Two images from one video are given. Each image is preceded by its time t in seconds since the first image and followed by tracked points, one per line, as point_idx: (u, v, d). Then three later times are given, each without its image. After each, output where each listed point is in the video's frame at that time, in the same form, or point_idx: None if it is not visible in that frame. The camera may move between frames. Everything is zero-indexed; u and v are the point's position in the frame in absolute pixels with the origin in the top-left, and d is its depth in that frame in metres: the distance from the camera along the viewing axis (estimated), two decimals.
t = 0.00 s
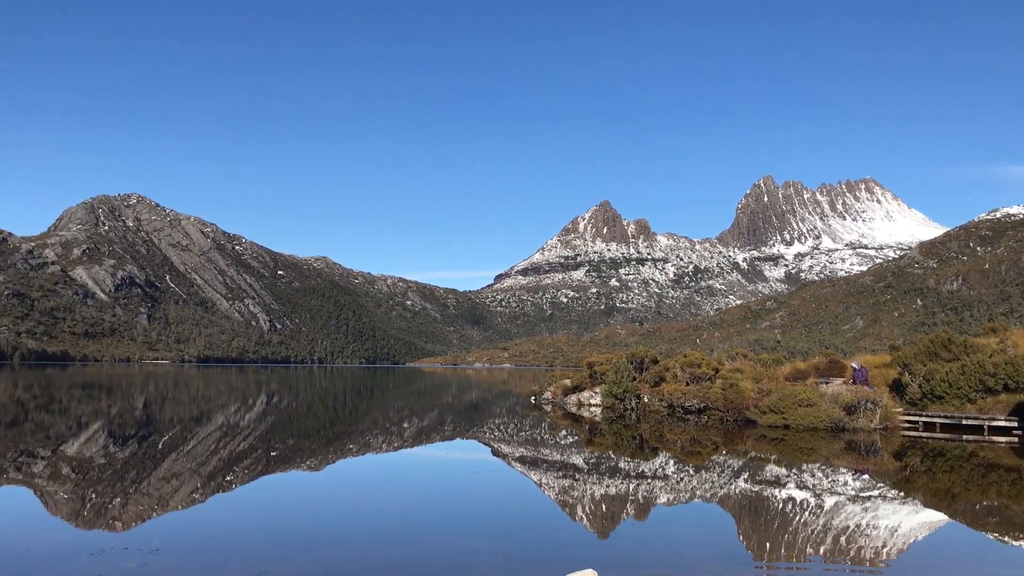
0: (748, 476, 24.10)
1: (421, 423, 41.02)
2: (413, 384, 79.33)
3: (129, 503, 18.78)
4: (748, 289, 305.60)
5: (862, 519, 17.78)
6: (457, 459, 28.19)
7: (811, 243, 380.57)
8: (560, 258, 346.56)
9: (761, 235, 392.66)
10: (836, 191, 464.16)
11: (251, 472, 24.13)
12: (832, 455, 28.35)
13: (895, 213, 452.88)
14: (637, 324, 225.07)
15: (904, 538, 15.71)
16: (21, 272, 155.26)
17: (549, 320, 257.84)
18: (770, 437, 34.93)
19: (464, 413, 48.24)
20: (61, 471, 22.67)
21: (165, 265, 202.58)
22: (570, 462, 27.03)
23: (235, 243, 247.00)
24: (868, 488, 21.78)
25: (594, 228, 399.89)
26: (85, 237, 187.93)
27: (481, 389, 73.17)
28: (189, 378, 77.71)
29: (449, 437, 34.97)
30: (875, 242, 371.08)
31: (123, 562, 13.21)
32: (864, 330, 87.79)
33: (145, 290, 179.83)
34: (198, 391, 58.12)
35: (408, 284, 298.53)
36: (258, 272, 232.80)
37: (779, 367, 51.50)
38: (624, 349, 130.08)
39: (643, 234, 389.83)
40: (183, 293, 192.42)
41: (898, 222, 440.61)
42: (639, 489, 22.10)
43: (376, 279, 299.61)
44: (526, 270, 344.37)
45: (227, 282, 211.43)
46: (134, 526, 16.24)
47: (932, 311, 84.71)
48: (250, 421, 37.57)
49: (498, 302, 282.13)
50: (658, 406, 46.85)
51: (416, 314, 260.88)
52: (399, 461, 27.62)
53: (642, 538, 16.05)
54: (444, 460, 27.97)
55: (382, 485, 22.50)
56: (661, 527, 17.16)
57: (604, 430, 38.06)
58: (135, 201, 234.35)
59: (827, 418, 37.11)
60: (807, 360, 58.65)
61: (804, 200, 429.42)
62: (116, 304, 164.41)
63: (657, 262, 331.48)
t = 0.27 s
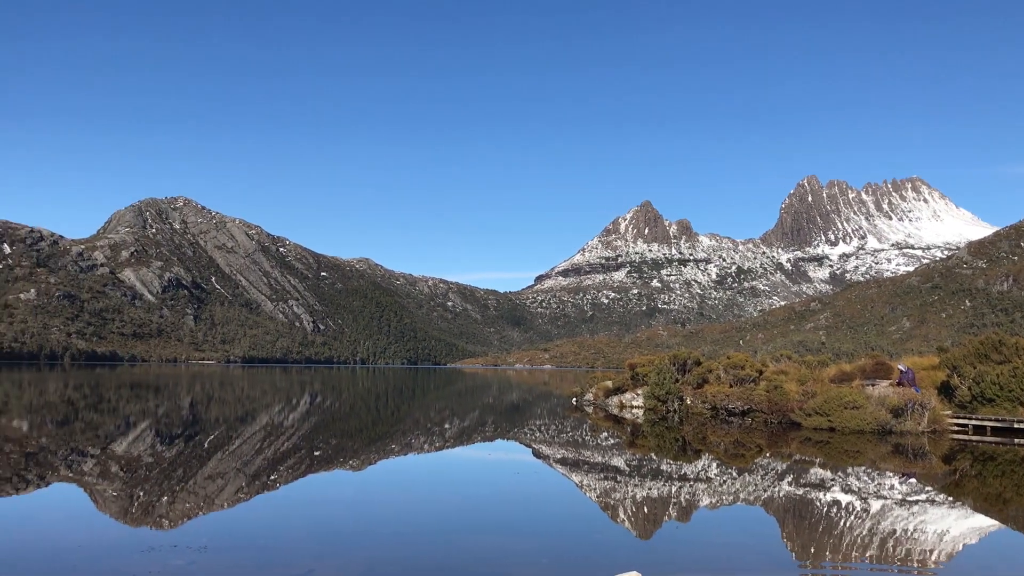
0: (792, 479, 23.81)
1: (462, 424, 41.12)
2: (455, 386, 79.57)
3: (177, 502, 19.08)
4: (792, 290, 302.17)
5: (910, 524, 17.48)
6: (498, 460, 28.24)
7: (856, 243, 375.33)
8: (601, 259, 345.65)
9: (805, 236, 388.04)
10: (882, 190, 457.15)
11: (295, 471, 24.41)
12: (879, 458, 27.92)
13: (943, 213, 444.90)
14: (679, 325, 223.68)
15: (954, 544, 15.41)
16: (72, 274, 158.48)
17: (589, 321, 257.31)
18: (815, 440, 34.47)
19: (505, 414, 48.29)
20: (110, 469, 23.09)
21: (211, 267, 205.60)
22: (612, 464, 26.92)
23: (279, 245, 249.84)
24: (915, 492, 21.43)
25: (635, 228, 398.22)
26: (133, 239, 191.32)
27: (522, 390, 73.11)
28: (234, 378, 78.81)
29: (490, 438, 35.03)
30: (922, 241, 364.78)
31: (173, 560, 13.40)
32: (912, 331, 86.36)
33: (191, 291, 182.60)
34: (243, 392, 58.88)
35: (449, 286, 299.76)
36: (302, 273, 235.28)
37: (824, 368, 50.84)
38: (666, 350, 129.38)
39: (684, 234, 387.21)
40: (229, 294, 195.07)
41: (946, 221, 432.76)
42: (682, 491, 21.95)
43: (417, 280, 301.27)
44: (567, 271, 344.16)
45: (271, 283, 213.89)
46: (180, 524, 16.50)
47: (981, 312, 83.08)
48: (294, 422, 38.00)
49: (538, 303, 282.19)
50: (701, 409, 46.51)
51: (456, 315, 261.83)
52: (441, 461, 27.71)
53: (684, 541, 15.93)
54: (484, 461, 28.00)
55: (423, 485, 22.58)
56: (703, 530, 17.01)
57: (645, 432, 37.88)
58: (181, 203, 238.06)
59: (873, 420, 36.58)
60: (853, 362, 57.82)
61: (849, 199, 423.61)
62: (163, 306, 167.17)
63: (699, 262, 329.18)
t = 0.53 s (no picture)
0: (835, 482, 23.52)
1: (501, 425, 41.18)
2: (493, 387, 79.78)
3: (220, 500, 19.30)
4: (834, 291, 298.60)
5: (956, 529, 17.19)
6: (536, 462, 28.24)
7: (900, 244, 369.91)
8: (640, 261, 344.37)
9: (847, 236, 383.31)
10: (926, 189, 450.00)
11: (335, 471, 24.63)
12: (924, 462, 27.50)
13: (990, 212, 436.77)
14: (719, 327, 222.05)
15: (1000, 550, 15.14)
16: (118, 276, 161.34)
17: (628, 322, 256.40)
18: (858, 443, 34.03)
19: (544, 415, 48.29)
20: (155, 468, 23.45)
21: (253, 269, 208.14)
22: (651, 466, 26.80)
23: (319, 247, 252.21)
24: (961, 496, 21.08)
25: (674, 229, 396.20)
26: (177, 242, 194.24)
27: (561, 392, 73.09)
28: (277, 379, 79.61)
29: (528, 439, 35.02)
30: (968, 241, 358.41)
31: (218, 559, 13.58)
32: (958, 333, 84.93)
33: (234, 293, 184.88)
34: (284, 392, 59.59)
35: (487, 287, 300.62)
36: (342, 275, 237.25)
37: (868, 370, 50.19)
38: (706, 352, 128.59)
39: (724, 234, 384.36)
40: (270, 296, 197.34)
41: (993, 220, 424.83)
42: (722, 494, 21.78)
43: (456, 282, 302.44)
44: (605, 272, 343.44)
45: (312, 285, 215.86)
46: (223, 523, 16.70)
47: None
48: (334, 422, 38.35)
49: (577, 304, 281.93)
50: (742, 411, 46.11)
51: (495, 316, 262.36)
52: (479, 463, 27.78)
53: (725, 544, 15.84)
54: (522, 463, 28.04)
55: (461, 487, 22.67)
56: (743, 534, 16.87)
57: (686, 435, 37.64)
58: (224, 206, 241.36)
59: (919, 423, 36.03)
60: (897, 364, 57.00)
61: (892, 199, 417.72)
62: (206, 307, 169.50)
63: (738, 263, 326.62)
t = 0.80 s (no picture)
0: (875, 485, 23.23)
1: (537, 426, 41.18)
2: (530, 388, 79.85)
3: (259, 500, 19.51)
4: (875, 291, 294.77)
5: (1000, 533, 16.88)
6: (572, 464, 28.22)
7: (942, 243, 364.22)
8: (676, 261, 342.66)
9: (888, 235, 378.15)
10: (970, 188, 442.60)
11: (373, 471, 24.81)
12: (968, 465, 27.06)
13: None
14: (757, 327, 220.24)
15: None
16: (159, 278, 163.80)
17: (665, 323, 255.21)
18: (900, 445, 33.58)
19: (580, 416, 48.22)
20: (196, 467, 23.79)
21: (291, 271, 210.25)
22: (689, 468, 26.66)
23: (356, 249, 254.13)
24: (1006, 500, 20.70)
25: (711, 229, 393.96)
26: (217, 244, 196.73)
27: (598, 393, 72.89)
28: (316, 380, 80.41)
29: (565, 440, 34.98)
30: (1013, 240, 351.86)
31: (259, 557, 13.75)
32: (1002, 333, 83.43)
33: (273, 294, 186.76)
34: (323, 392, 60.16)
35: (523, 288, 300.90)
36: (379, 276, 238.76)
37: (909, 372, 49.48)
38: (745, 352, 127.64)
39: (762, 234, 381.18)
40: (308, 297, 199.18)
41: None
42: (761, 496, 21.60)
43: (492, 283, 303.16)
44: (642, 273, 342.33)
45: (349, 286, 217.44)
46: (262, 522, 16.86)
47: None
48: (372, 422, 38.62)
49: (613, 305, 281.17)
50: (781, 412, 45.69)
51: (531, 317, 262.44)
52: (516, 463, 27.80)
53: (763, 547, 15.73)
54: (558, 464, 28.04)
55: (498, 488, 22.70)
56: (783, 536, 16.72)
57: (724, 436, 37.37)
58: (263, 209, 244.06)
59: (962, 425, 35.48)
60: (940, 365, 56.13)
61: (935, 197, 411.43)
62: (245, 309, 171.42)
63: (776, 263, 323.71)
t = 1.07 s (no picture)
0: (913, 486, 22.91)
1: (570, 426, 41.07)
2: (564, 388, 80.06)
3: (294, 498, 19.65)
4: (913, 290, 291.02)
5: None
6: (605, 463, 28.16)
7: (982, 241, 358.73)
8: (710, 260, 340.94)
9: (926, 233, 373.20)
10: (1010, 185, 435.62)
11: (406, 470, 24.91)
12: (1010, 466, 26.58)
13: None
14: (792, 327, 218.40)
15: None
16: (195, 278, 165.76)
17: (699, 322, 254.02)
18: (939, 446, 33.09)
19: (613, 416, 48.11)
20: (232, 466, 24.03)
21: (326, 271, 212.00)
22: (723, 468, 26.50)
23: (390, 249, 255.41)
24: None
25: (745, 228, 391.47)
26: (252, 245, 198.72)
27: (631, 392, 72.89)
28: (350, 379, 80.97)
29: (598, 440, 34.90)
30: None
31: (294, 555, 13.86)
32: None
33: (307, 294, 188.25)
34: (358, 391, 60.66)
35: (556, 288, 300.76)
36: (412, 276, 239.98)
37: (949, 371, 48.75)
38: (780, 352, 126.75)
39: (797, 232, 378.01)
40: (342, 297, 200.64)
41: None
42: (796, 497, 21.39)
43: (524, 282, 303.56)
44: (675, 272, 341.04)
45: (383, 286, 218.58)
46: (296, 521, 16.98)
47: None
48: (406, 421, 38.77)
49: (646, 304, 280.50)
50: (817, 412, 45.19)
51: (564, 317, 262.36)
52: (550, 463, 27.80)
53: (800, 548, 15.59)
54: (592, 463, 27.97)
55: (532, 488, 22.68)
56: (819, 537, 16.55)
57: (759, 436, 37.10)
58: (297, 209, 246.18)
59: (1003, 425, 34.92)
60: (981, 364, 55.24)
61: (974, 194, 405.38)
62: (281, 309, 172.96)
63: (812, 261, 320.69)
